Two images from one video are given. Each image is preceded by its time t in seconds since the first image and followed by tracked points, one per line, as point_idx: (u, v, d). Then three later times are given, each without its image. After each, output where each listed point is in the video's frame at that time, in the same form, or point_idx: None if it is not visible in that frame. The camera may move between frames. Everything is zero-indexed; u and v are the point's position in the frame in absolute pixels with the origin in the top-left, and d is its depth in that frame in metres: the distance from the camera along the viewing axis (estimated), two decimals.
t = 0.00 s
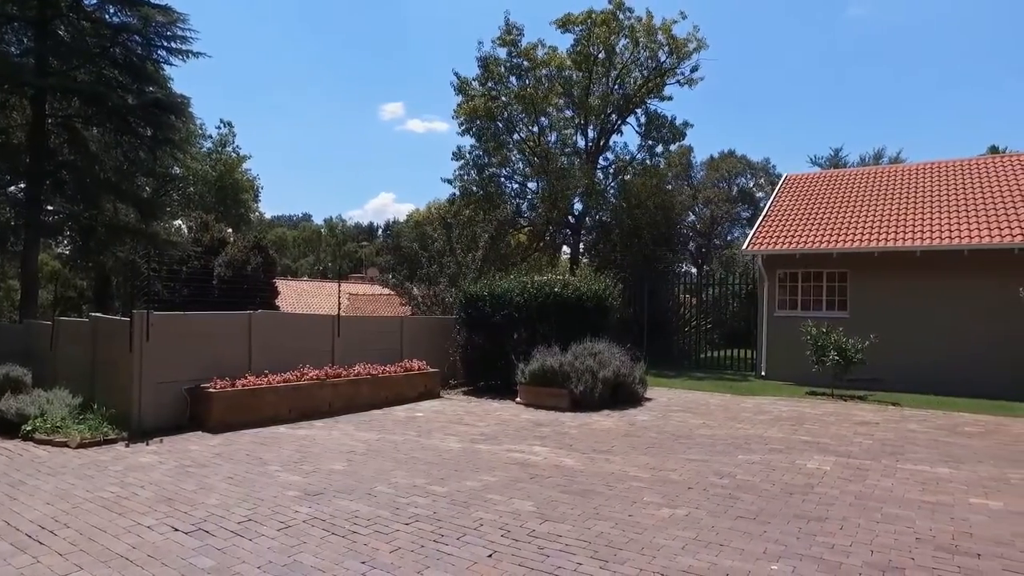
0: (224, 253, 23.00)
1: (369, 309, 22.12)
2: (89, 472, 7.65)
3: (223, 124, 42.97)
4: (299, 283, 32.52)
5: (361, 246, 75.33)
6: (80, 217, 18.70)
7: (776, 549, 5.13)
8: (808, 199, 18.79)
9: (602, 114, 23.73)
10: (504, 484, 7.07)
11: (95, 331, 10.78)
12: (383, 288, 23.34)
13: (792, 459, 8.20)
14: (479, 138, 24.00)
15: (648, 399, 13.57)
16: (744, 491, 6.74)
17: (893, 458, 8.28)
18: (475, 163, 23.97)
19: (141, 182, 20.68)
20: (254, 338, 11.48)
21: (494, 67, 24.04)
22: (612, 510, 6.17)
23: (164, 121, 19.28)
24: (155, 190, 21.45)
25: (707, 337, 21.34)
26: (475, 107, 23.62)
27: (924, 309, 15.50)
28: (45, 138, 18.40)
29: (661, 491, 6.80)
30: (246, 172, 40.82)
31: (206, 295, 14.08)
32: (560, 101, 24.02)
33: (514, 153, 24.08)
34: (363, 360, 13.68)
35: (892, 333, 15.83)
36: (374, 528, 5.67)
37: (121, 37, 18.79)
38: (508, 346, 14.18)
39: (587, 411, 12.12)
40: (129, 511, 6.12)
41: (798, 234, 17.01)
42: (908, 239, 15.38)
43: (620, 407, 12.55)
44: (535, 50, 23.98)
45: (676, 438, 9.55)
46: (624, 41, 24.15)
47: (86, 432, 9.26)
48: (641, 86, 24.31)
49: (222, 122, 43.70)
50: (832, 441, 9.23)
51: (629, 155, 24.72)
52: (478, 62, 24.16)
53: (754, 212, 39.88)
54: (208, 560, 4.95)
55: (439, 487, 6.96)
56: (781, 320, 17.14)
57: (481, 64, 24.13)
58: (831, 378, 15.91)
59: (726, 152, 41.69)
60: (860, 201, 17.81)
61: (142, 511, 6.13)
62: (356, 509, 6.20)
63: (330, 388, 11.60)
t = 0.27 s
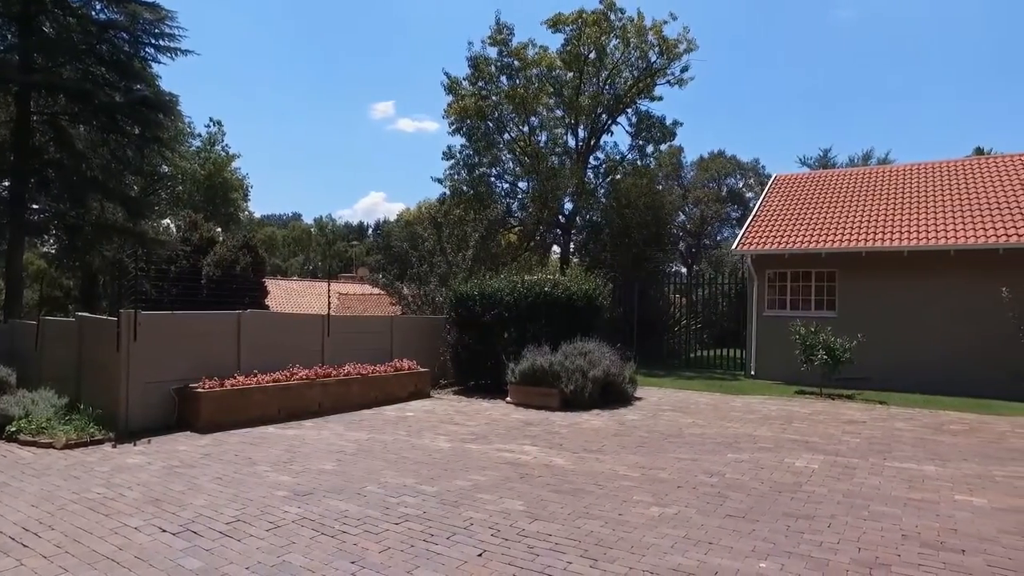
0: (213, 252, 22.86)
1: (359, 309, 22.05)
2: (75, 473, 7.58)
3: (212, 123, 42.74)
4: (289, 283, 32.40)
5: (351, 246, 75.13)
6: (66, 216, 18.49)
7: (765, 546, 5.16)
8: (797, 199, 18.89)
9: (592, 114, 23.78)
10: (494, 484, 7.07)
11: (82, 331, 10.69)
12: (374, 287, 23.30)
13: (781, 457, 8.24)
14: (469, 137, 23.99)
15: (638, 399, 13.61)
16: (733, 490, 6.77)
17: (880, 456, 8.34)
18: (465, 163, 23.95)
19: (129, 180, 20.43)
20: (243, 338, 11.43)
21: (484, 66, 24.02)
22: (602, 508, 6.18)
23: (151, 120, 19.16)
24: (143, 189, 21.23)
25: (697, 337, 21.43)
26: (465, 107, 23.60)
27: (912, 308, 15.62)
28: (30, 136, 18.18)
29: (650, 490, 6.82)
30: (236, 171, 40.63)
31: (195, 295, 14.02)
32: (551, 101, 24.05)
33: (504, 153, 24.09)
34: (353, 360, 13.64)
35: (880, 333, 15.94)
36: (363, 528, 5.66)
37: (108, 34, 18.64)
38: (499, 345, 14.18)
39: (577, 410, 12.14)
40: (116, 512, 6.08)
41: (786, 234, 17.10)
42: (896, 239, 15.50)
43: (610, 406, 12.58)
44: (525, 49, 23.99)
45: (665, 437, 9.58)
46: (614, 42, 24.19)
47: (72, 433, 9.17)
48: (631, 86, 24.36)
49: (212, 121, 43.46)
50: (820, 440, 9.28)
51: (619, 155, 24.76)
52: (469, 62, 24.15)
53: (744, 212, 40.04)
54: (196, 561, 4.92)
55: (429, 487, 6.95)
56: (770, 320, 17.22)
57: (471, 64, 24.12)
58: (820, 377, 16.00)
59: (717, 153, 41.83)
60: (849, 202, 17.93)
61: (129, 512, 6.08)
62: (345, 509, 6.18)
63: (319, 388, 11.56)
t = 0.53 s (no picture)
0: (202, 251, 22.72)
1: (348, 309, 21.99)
2: (61, 474, 7.52)
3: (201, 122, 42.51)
4: (279, 283, 32.28)
5: (341, 246, 74.89)
6: (53, 214, 18.31)
7: (753, 545, 5.19)
8: (786, 200, 18.99)
9: (582, 114, 23.81)
10: (484, 483, 7.08)
11: (68, 331, 10.60)
12: (364, 287, 23.24)
13: (769, 456, 8.29)
14: (460, 137, 23.98)
15: (628, 398, 13.64)
16: (722, 488, 6.80)
17: (867, 454, 8.40)
18: (455, 162, 23.94)
19: (116, 179, 20.25)
20: (231, 338, 11.37)
21: (475, 66, 24.00)
22: (592, 508, 6.19)
23: (139, 119, 19.00)
24: (131, 187, 20.94)
25: (687, 337, 21.53)
26: (456, 106, 23.58)
27: (898, 308, 15.74)
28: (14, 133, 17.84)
29: (640, 489, 6.84)
30: (225, 170, 40.42)
31: (183, 295, 13.94)
32: (541, 101, 24.09)
33: (494, 152, 24.11)
34: (343, 359, 13.60)
35: (867, 332, 16.06)
36: (353, 528, 5.64)
37: (94, 31, 18.37)
38: (489, 345, 14.18)
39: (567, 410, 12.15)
40: (103, 514, 6.04)
41: (775, 234, 17.18)
42: (883, 239, 15.62)
43: (600, 405, 12.60)
44: (516, 49, 23.99)
45: (655, 436, 9.61)
46: (605, 42, 24.21)
47: (58, 434, 9.10)
48: (622, 86, 24.38)
49: (201, 120, 43.21)
50: (808, 439, 9.34)
51: (609, 155, 24.79)
52: (459, 61, 24.13)
53: (734, 212, 40.20)
54: (184, 562, 4.90)
55: (419, 487, 6.94)
56: (759, 319, 17.30)
57: (462, 63, 24.09)
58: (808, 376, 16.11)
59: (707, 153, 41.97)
60: (837, 202, 18.04)
61: (116, 513, 6.05)
62: (335, 509, 6.16)
63: (309, 387, 11.52)
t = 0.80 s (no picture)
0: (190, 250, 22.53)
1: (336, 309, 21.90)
2: (45, 476, 7.46)
3: (189, 120, 42.21)
4: (267, 282, 32.17)
5: (330, 245, 74.66)
6: (36, 212, 17.44)
7: (741, 542, 5.23)
8: (775, 200, 19.10)
9: (572, 114, 23.88)
10: (473, 482, 7.08)
11: (53, 331, 10.49)
12: (353, 287, 23.20)
13: (756, 454, 8.34)
14: (449, 137, 23.96)
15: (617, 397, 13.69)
16: (710, 487, 6.83)
17: (853, 452, 8.48)
18: (445, 162, 23.89)
19: (102, 178, 19.34)
20: (219, 337, 11.31)
21: (465, 65, 23.96)
22: (580, 506, 6.21)
23: (125, 115, 18.05)
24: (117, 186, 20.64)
25: (675, 335, 21.66)
26: (445, 106, 23.51)
27: (884, 307, 15.87)
28: None
29: (628, 488, 6.86)
30: (212, 169, 40.17)
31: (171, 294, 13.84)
32: (531, 101, 24.11)
33: (484, 152, 24.10)
34: (331, 359, 13.56)
35: (853, 332, 16.18)
36: (341, 528, 5.63)
37: (79, 27, 17.19)
38: (478, 345, 14.19)
39: (556, 409, 12.17)
40: (88, 515, 5.99)
41: (763, 234, 17.26)
42: (870, 239, 15.73)
43: (589, 405, 12.63)
44: (506, 49, 23.97)
45: (644, 435, 9.65)
46: (595, 42, 24.23)
47: (42, 435, 9.01)
48: (611, 86, 24.42)
49: (188, 119, 42.93)
50: (795, 437, 9.40)
51: (599, 155, 24.82)
52: (449, 61, 24.08)
53: (722, 212, 40.39)
54: (171, 564, 4.87)
55: (408, 486, 6.94)
56: (747, 318, 17.38)
57: (451, 63, 24.05)
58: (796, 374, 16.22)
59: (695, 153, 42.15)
60: (825, 202, 18.17)
61: (101, 514, 6.00)
62: (323, 509, 6.15)
63: (297, 387, 11.48)
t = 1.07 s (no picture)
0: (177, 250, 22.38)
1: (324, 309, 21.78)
2: (30, 478, 7.39)
3: (176, 118, 41.94)
4: (255, 282, 32.02)
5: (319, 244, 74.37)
6: (19, 212, 17.25)
7: (728, 540, 5.26)
8: (763, 200, 19.21)
9: (562, 114, 23.87)
10: (463, 482, 7.09)
11: (37, 331, 10.39)
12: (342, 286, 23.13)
13: (744, 453, 8.39)
14: (438, 136, 23.95)
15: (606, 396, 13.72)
16: (698, 485, 6.86)
17: (840, 450, 8.55)
18: (434, 161, 23.87)
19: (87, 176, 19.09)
20: (206, 337, 11.25)
21: (455, 65, 23.96)
22: (569, 505, 6.22)
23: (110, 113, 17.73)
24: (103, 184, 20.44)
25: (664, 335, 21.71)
26: (435, 105, 23.49)
27: (871, 307, 15.99)
28: None
29: (617, 486, 6.89)
30: (200, 168, 39.93)
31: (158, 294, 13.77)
32: (521, 100, 24.14)
33: (473, 151, 24.12)
34: (320, 359, 13.52)
35: (840, 331, 16.30)
36: (330, 528, 5.62)
37: (64, 23, 16.95)
38: (468, 345, 14.17)
39: (545, 408, 12.18)
40: (73, 517, 5.95)
41: (752, 234, 17.36)
42: (857, 239, 15.86)
43: (578, 404, 12.65)
44: (496, 48, 23.98)
45: (633, 435, 9.68)
46: (585, 42, 24.27)
47: (26, 436, 8.92)
48: (601, 86, 24.46)
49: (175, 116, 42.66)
50: (783, 436, 9.46)
51: (588, 155, 24.86)
52: (439, 60, 24.08)
53: (711, 212, 40.54)
54: (157, 565, 4.84)
55: (397, 486, 6.94)
56: (736, 318, 17.45)
57: (441, 62, 24.05)
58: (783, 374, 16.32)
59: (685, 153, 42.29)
60: (813, 203, 18.29)
61: (87, 516, 5.96)
62: (312, 509, 6.13)
63: (286, 387, 11.44)
